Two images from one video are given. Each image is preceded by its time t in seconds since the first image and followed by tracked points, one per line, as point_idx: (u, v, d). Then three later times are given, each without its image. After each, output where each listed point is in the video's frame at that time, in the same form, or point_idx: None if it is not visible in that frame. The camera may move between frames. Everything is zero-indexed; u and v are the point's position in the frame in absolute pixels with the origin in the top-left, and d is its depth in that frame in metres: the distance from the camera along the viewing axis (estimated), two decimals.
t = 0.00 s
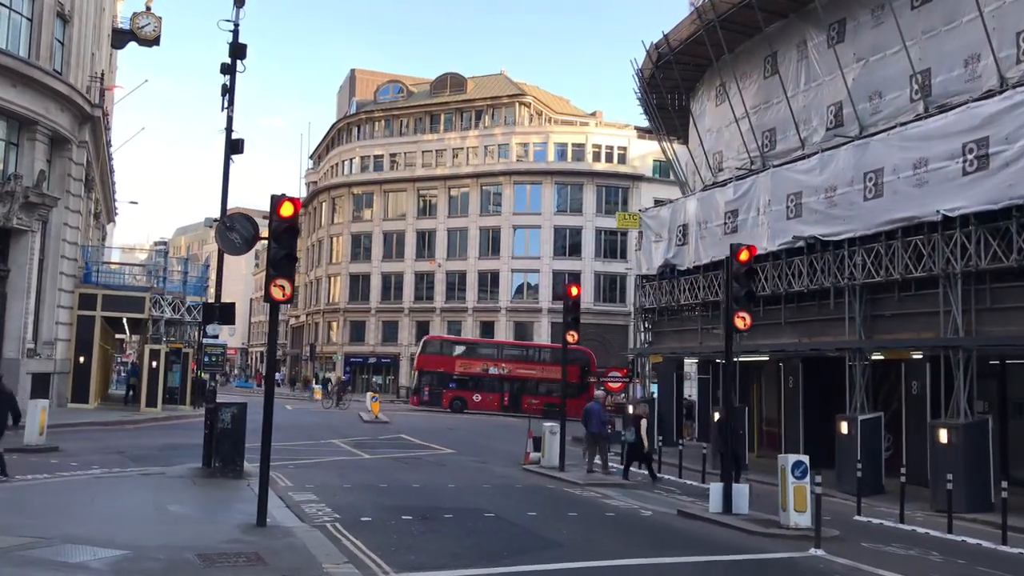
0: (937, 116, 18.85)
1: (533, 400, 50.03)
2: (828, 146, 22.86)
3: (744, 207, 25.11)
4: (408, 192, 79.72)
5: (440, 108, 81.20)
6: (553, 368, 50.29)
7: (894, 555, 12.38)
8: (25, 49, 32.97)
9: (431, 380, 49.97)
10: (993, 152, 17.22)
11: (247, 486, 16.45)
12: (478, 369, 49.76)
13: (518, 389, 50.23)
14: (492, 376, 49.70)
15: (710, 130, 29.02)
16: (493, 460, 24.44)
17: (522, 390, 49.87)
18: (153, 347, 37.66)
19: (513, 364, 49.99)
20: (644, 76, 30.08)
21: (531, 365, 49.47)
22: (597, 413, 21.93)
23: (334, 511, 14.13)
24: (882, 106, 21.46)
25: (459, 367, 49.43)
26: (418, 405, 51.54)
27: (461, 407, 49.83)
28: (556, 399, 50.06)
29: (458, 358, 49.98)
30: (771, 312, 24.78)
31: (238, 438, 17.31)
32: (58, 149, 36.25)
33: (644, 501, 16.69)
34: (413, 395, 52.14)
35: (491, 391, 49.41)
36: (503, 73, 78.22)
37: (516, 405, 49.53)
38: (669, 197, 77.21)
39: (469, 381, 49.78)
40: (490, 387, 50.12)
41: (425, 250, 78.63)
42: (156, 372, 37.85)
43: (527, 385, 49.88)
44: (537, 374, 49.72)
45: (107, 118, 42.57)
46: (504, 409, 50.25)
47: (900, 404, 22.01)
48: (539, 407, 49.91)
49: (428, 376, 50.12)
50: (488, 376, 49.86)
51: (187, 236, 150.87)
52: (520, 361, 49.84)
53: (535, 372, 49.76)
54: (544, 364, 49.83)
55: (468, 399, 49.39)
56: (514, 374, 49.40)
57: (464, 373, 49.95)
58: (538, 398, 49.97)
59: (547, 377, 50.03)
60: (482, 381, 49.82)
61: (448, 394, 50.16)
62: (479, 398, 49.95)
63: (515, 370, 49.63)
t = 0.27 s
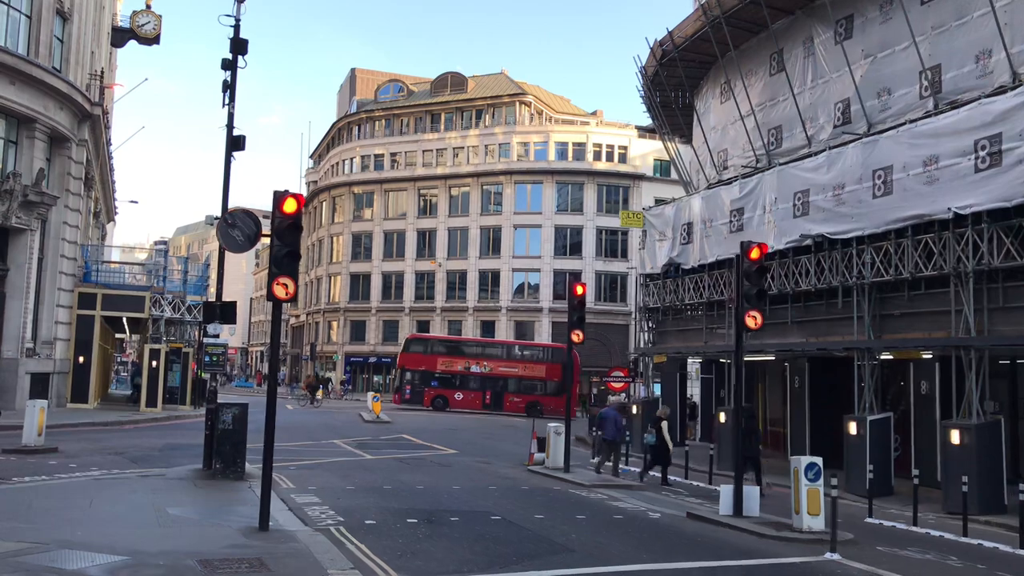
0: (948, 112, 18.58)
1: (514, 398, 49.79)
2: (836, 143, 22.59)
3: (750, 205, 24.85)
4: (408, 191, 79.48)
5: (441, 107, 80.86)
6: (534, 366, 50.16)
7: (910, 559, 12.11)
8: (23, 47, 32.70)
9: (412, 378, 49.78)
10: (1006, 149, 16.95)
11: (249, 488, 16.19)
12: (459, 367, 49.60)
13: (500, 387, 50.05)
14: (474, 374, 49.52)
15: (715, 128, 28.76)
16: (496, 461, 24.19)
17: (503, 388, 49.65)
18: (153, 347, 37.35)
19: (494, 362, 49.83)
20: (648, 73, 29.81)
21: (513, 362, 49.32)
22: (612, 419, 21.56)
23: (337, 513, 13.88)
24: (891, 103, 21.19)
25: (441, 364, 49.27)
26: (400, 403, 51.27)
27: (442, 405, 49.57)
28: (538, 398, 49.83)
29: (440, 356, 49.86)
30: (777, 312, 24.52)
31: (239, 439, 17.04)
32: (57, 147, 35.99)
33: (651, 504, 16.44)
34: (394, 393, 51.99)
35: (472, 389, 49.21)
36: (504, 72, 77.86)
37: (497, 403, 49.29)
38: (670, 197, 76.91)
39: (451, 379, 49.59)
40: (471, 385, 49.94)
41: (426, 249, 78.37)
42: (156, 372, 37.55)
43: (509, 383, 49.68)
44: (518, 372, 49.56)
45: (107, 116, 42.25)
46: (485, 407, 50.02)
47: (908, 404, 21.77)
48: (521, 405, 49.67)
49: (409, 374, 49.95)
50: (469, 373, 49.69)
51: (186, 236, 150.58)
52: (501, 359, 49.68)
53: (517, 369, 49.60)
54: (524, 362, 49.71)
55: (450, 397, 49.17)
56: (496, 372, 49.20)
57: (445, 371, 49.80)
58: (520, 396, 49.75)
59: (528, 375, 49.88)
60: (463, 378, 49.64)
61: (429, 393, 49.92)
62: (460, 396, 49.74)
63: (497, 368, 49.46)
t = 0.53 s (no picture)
0: (963, 107, 18.26)
1: (497, 396, 49.56)
2: (846, 140, 22.27)
3: (758, 202, 24.56)
4: (409, 190, 79.20)
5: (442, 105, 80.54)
6: (518, 364, 49.85)
7: (931, 562, 11.79)
8: (22, 42, 32.39)
9: (396, 376, 49.67)
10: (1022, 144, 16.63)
11: (252, 489, 15.89)
12: (442, 365, 49.42)
13: (483, 385, 49.84)
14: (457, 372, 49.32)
15: (722, 125, 28.47)
16: (501, 461, 23.88)
17: (486, 387, 49.40)
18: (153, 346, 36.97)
19: (478, 360, 49.59)
20: (653, 70, 29.52)
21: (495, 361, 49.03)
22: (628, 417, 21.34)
23: (342, 515, 13.57)
24: (903, 98, 20.86)
25: (424, 363, 49.13)
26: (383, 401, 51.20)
27: (425, 404, 49.46)
28: (521, 396, 49.55)
29: (423, 355, 49.72)
30: (785, 310, 24.22)
31: (241, 439, 16.72)
32: (56, 143, 35.67)
33: (662, 505, 16.15)
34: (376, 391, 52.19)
35: (455, 388, 49.04)
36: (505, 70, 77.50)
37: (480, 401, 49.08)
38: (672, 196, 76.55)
39: (434, 378, 49.44)
40: (455, 383, 49.75)
41: (427, 248, 78.10)
42: (156, 371, 37.20)
43: (492, 381, 49.44)
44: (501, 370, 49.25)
45: (107, 113, 41.88)
46: (468, 405, 49.84)
47: (919, 403, 21.48)
48: (504, 403, 49.42)
49: (393, 372, 49.86)
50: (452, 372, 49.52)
51: (186, 235, 150.30)
52: (484, 357, 49.43)
53: (500, 368, 49.31)
54: (508, 360, 49.44)
55: (432, 396, 49.05)
56: (478, 370, 48.96)
57: (429, 369, 49.70)
58: (503, 395, 49.48)
59: (512, 374, 49.55)
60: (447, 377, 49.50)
61: (412, 391, 49.82)
62: (443, 394, 49.60)
63: (480, 367, 49.23)
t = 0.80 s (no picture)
0: (976, 104, 17.96)
1: (479, 395, 49.43)
2: (855, 138, 21.98)
3: (766, 201, 24.28)
4: (410, 190, 78.94)
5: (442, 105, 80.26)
6: (500, 363, 49.64)
7: (952, 570, 11.51)
8: (21, 40, 32.10)
9: (378, 376, 49.72)
10: None
11: (255, 493, 15.60)
12: (424, 365, 49.40)
13: (465, 384, 49.74)
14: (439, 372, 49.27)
15: (727, 124, 28.20)
16: (506, 463, 23.62)
17: (468, 386, 49.30)
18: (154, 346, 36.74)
19: (460, 359, 49.46)
20: (658, 68, 29.25)
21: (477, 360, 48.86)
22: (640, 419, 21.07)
23: (347, 520, 13.28)
24: (914, 96, 20.57)
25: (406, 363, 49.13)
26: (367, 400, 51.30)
27: (408, 404, 49.50)
28: (503, 395, 49.37)
29: (406, 354, 49.72)
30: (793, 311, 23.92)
31: (243, 442, 16.43)
32: (55, 142, 35.38)
33: (673, 510, 15.86)
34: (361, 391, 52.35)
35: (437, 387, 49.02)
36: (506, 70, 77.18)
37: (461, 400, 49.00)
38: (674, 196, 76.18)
39: (417, 377, 49.46)
40: (437, 382, 49.70)
41: (427, 248, 77.84)
42: (156, 372, 36.90)
43: (474, 381, 49.31)
44: (483, 369, 49.09)
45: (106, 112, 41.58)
46: (451, 404, 49.79)
47: (930, 405, 21.19)
48: (486, 403, 49.29)
49: (376, 372, 49.96)
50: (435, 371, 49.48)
51: (185, 234, 150.02)
52: (467, 357, 49.30)
53: (482, 367, 49.15)
54: (491, 359, 49.26)
55: (415, 395, 49.09)
56: (460, 370, 48.87)
57: (411, 369, 49.68)
58: (485, 394, 49.34)
59: (494, 373, 49.34)
60: (429, 376, 49.48)
61: (395, 391, 49.88)
62: (426, 394, 49.58)
63: (462, 366, 49.10)
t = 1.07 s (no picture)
0: (988, 100, 17.72)
1: (464, 394, 49.38)
2: (863, 135, 21.73)
3: (773, 199, 24.04)
4: (411, 190, 78.72)
5: (443, 104, 80.04)
6: (485, 362, 49.41)
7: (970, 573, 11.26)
8: (21, 37, 31.87)
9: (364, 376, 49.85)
10: None
11: (257, 494, 15.36)
12: (409, 364, 49.41)
13: (451, 383, 49.65)
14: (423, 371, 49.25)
15: (732, 121, 27.99)
16: (510, 464, 23.38)
17: (452, 385, 49.25)
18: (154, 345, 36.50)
19: (445, 359, 49.41)
20: (663, 65, 29.04)
21: (461, 359, 48.76)
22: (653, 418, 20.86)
23: (352, 522, 13.04)
24: (924, 92, 20.33)
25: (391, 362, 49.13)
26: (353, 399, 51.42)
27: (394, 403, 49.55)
28: (488, 394, 49.27)
29: (391, 354, 49.71)
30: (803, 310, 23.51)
31: (246, 442, 16.18)
32: (55, 141, 35.14)
33: (682, 512, 15.61)
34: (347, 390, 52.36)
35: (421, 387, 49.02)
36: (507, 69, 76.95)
37: (446, 400, 48.98)
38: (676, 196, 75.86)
39: (402, 377, 49.48)
40: (423, 382, 49.67)
41: (428, 248, 77.62)
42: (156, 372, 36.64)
43: (459, 380, 49.19)
44: (468, 368, 48.99)
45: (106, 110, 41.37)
46: (436, 403, 49.80)
47: (938, 406, 20.98)
48: (470, 401, 49.22)
49: (361, 371, 50.00)
50: (419, 370, 49.48)
51: (186, 234, 149.79)
52: (451, 356, 49.23)
53: (466, 366, 49.05)
54: (475, 358, 49.08)
55: (400, 395, 49.12)
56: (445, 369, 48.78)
57: (397, 368, 49.67)
58: (469, 393, 49.27)
59: (478, 372, 49.21)
60: (414, 375, 49.49)
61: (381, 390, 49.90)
62: (411, 393, 49.56)
63: (446, 365, 49.04)
